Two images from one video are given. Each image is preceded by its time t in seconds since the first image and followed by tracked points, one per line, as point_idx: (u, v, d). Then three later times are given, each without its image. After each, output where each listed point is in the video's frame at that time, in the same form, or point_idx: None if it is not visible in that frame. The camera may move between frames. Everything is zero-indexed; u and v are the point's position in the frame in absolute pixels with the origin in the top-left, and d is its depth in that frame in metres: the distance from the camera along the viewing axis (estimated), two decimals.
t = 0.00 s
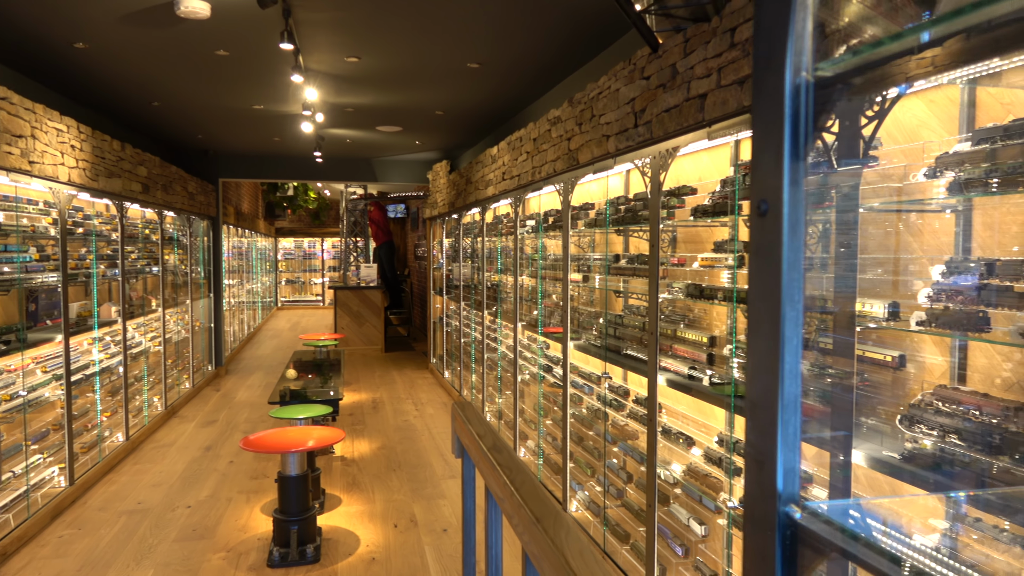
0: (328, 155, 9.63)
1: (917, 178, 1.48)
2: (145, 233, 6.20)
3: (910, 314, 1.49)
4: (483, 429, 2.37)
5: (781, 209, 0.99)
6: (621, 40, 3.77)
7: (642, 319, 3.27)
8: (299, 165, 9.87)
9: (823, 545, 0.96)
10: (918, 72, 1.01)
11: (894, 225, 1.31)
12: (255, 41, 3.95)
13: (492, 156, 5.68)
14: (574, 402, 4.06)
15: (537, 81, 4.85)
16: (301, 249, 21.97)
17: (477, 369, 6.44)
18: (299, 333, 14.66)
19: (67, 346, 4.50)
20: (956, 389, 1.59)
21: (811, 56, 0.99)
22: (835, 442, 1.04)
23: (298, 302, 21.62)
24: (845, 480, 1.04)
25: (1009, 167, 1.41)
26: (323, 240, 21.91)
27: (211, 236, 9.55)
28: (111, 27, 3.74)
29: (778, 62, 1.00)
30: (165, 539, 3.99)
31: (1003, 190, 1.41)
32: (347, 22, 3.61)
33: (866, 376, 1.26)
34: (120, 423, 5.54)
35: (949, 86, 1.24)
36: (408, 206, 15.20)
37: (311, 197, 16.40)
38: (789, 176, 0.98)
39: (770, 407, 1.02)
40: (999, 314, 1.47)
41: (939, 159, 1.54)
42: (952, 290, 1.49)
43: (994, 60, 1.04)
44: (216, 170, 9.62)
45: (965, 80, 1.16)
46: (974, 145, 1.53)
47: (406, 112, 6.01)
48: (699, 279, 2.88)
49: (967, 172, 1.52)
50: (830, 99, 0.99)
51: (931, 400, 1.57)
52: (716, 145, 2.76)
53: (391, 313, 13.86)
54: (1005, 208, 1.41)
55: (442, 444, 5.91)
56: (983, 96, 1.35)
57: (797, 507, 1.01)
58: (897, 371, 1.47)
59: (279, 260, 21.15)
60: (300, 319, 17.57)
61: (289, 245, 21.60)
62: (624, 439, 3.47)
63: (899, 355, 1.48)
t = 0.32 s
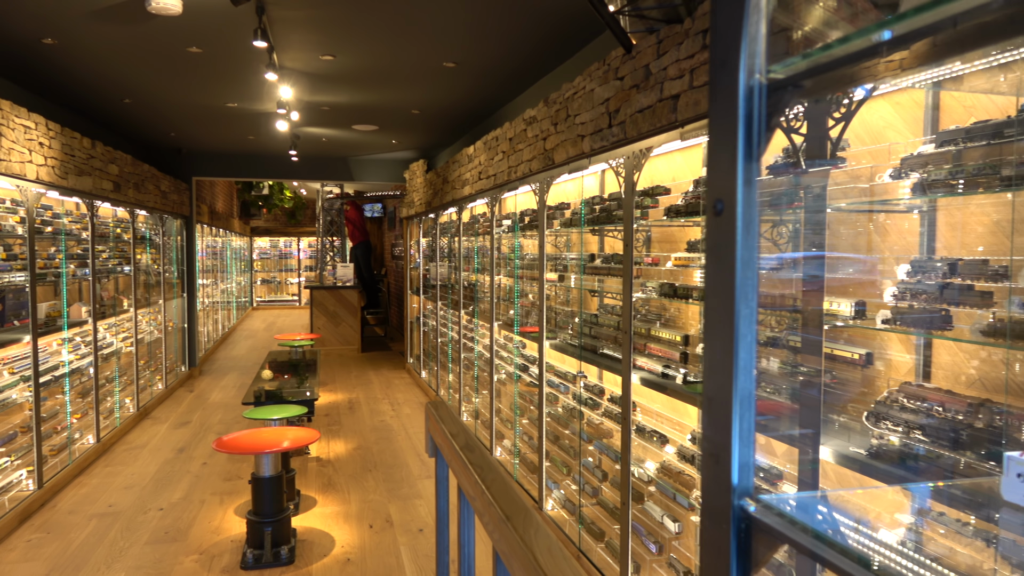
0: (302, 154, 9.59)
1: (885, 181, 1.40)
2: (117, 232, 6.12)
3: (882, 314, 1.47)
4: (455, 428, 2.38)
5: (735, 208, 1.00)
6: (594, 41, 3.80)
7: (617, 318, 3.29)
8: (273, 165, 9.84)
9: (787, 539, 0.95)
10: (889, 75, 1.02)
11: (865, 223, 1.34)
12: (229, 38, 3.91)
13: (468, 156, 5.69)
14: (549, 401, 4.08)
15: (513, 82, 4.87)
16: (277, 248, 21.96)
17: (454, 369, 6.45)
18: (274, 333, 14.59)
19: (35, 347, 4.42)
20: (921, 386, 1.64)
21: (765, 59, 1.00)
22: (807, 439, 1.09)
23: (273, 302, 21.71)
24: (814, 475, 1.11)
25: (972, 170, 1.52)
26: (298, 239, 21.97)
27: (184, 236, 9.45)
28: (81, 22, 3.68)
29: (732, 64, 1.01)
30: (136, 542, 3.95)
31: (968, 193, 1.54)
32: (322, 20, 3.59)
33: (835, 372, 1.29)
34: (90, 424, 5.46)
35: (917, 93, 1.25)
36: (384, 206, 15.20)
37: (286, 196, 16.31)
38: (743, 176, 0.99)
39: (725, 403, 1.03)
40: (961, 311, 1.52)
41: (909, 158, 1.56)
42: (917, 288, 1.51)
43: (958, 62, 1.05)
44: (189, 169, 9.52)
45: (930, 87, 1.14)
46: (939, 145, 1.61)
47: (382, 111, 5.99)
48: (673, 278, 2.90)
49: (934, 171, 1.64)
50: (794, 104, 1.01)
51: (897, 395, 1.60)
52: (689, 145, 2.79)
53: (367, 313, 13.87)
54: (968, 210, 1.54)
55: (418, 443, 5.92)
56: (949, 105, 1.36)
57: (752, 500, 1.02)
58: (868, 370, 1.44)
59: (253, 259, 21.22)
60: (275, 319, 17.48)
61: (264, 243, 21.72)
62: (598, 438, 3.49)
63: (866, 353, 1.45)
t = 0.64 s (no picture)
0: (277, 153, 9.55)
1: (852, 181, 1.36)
2: (88, 231, 6.03)
3: (846, 312, 1.42)
4: (428, 427, 2.38)
5: (690, 208, 1.01)
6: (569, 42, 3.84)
7: (592, 317, 3.31)
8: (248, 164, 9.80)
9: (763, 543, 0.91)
10: (856, 79, 1.05)
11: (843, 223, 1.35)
12: (202, 34, 3.87)
13: (445, 156, 5.71)
14: (525, 400, 4.10)
15: (490, 81, 4.89)
16: (253, 247, 22.22)
17: (431, 368, 6.44)
18: (250, 333, 14.53)
19: (3, 347, 4.35)
20: (887, 383, 1.46)
21: (720, 61, 1.02)
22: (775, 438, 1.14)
23: (248, 302, 21.78)
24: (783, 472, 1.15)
25: (937, 172, 1.38)
26: (274, 238, 22.02)
27: (158, 234, 9.35)
28: (49, 17, 3.62)
29: (689, 65, 1.03)
30: (107, 544, 3.92)
31: (939, 192, 1.38)
32: (296, 18, 3.57)
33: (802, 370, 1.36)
34: (60, 426, 5.39)
35: (884, 97, 1.20)
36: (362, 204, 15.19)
37: (262, 194, 16.22)
38: (698, 176, 1.00)
39: (682, 397, 1.04)
40: (925, 309, 1.41)
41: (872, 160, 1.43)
42: (882, 288, 1.49)
43: (924, 66, 1.08)
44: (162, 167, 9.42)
45: (898, 91, 1.17)
46: (905, 148, 1.45)
47: (360, 109, 5.96)
48: (648, 278, 2.92)
49: (896, 175, 1.48)
50: (762, 108, 1.05)
51: (865, 394, 1.42)
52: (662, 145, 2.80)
53: (343, 312, 13.88)
54: (933, 211, 1.42)
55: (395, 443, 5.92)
56: (916, 104, 1.27)
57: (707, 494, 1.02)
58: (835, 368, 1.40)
59: (228, 258, 21.35)
60: (250, 319, 17.39)
61: (240, 242, 21.97)
62: (574, 437, 3.51)
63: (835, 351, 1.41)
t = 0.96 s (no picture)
0: (254, 150, 9.49)
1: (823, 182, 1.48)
2: (60, 229, 5.94)
3: (815, 310, 1.50)
4: (402, 427, 2.37)
5: (651, 209, 1.01)
6: (546, 44, 3.86)
7: (569, 317, 3.32)
8: (223, 162, 9.74)
9: (737, 551, 0.86)
10: (827, 80, 0.99)
11: (820, 225, 1.42)
12: (177, 30, 3.83)
13: (424, 155, 5.70)
14: (503, 399, 4.12)
15: (468, 81, 4.88)
16: (229, 246, 22.15)
17: (409, 368, 6.43)
18: (226, 332, 14.42)
19: None
20: (855, 382, 1.42)
21: (681, 65, 1.01)
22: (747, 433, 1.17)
23: (225, 301, 21.76)
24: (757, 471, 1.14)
25: (908, 174, 1.32)
26: (251, 236, 21.89)
27: (132, 233, 9.24)
28: (18, 11, 3.56)
29: (650, 69, 1.02)
30: (78, 547, 3.88)
31: (907, 194, 1.31)
32: (271, 14, 3.54)
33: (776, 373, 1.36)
34: (30, 427, 5.31)
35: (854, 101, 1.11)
36: (340, 203, 15.15)
37: (239, 192, 16.10)
38: (659, 178, 1.00)
39: (643, 397, 1.03)
40: (891, 309, 1.32)
41: (844, 163, 1.51)
42: (852, 288, 1.43)
43: (890, 70, 0.98)
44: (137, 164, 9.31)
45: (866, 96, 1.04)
46: (874, 151, 1.46)
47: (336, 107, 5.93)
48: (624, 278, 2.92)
49: (866, 177, 1.49)
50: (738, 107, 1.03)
51: (834, 392, 1.38)
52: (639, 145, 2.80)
53: (322, 312, 13.85)
54: (903, 212, 1.32)
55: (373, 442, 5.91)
56: (885, 108, 1.22)
57: (669, 491, 0.99)
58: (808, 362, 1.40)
59: (204, 257, 21.27)
60: (227, 318, 17.25)
61: (216, 241, 21.80)
62: (551, 436, 3.53)
63: (805, 350, 1.44)
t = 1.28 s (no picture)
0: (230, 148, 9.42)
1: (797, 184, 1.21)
2: (30, 227, 5.85)
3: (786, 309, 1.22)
4: (377, 426, 2.37)
5: (616, 207, 1.02)
6: (525, 43, 3.86)
7: (547, 317, 3.32)
8: (200, 160, 9.66)
9: (710, 553, 0.87)
10: (799, 82, 0.92)
11: (793, 226, 1.19)
12: (150, 26, 3.78)
13: (403, 153, 5.68)
14: (481, 399, 4.12)
15: (447, 80, 4.88)
16: (205, 245, 21.98)
17: (387, 368, 6.41)
18: (202, 333, 14.28)
19: None
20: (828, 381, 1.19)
21: (645, 64, 1.01)
22: (723, 435, 1.06)
23: (201, 301, 21.61)
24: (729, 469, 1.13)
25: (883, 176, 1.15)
26: (227, 235, 21.74)
27: (106, 231, 9.11)
28: None
29: (614, 70, 1.03)
30: (49, 550, 3.82)
31: (878, 194, 1.15)
32: (246, 10, 3.51)
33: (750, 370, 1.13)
34: None
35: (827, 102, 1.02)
36: (318, 202, 15.09)
37: (215, 191, 15.96)
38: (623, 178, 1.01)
39: (608, 393, 1.03)
40: (862, 308, 1.19)
41: (814, 164, 1.25)
42: (823, 287, 1.24)
43: (860, 73, 0.92)
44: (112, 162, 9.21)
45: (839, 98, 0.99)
46: (845, 152, 1.23)
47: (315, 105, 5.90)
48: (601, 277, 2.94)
49: (838, 179, 1.26)
50: (711, 109, 0.97)
51: (806, 391, 1.16)
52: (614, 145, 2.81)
53: (300, 312, 13.77)
54: (876, 212, 1.15)
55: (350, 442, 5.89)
56: (853, 111, 1.07)
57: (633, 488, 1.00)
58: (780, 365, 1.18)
59: (179, 256, 21.09)
60: (203, 318, 17.09)
61: (191, 240, 21.58)
62: (529, 435, 3.53)
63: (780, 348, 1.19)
